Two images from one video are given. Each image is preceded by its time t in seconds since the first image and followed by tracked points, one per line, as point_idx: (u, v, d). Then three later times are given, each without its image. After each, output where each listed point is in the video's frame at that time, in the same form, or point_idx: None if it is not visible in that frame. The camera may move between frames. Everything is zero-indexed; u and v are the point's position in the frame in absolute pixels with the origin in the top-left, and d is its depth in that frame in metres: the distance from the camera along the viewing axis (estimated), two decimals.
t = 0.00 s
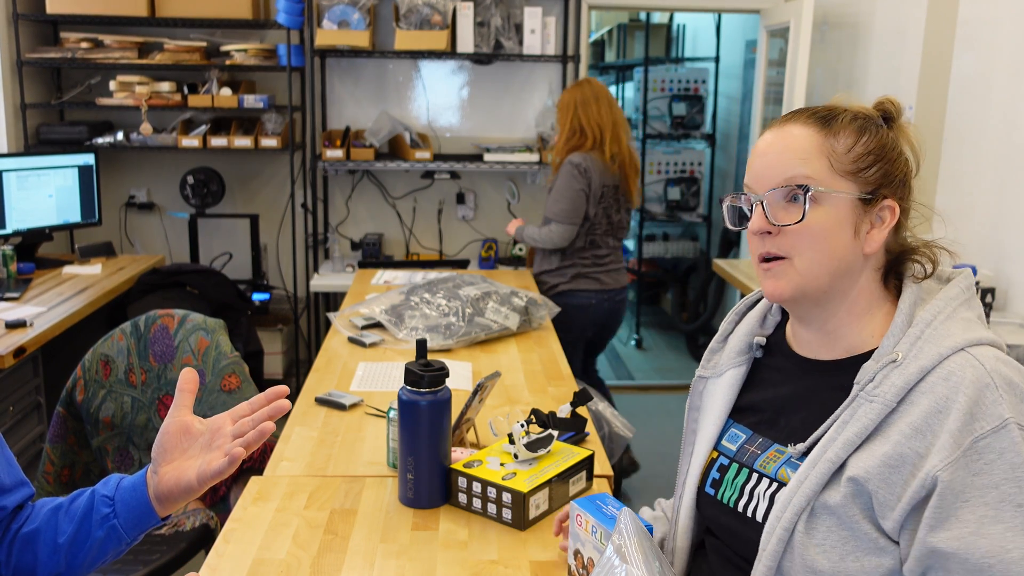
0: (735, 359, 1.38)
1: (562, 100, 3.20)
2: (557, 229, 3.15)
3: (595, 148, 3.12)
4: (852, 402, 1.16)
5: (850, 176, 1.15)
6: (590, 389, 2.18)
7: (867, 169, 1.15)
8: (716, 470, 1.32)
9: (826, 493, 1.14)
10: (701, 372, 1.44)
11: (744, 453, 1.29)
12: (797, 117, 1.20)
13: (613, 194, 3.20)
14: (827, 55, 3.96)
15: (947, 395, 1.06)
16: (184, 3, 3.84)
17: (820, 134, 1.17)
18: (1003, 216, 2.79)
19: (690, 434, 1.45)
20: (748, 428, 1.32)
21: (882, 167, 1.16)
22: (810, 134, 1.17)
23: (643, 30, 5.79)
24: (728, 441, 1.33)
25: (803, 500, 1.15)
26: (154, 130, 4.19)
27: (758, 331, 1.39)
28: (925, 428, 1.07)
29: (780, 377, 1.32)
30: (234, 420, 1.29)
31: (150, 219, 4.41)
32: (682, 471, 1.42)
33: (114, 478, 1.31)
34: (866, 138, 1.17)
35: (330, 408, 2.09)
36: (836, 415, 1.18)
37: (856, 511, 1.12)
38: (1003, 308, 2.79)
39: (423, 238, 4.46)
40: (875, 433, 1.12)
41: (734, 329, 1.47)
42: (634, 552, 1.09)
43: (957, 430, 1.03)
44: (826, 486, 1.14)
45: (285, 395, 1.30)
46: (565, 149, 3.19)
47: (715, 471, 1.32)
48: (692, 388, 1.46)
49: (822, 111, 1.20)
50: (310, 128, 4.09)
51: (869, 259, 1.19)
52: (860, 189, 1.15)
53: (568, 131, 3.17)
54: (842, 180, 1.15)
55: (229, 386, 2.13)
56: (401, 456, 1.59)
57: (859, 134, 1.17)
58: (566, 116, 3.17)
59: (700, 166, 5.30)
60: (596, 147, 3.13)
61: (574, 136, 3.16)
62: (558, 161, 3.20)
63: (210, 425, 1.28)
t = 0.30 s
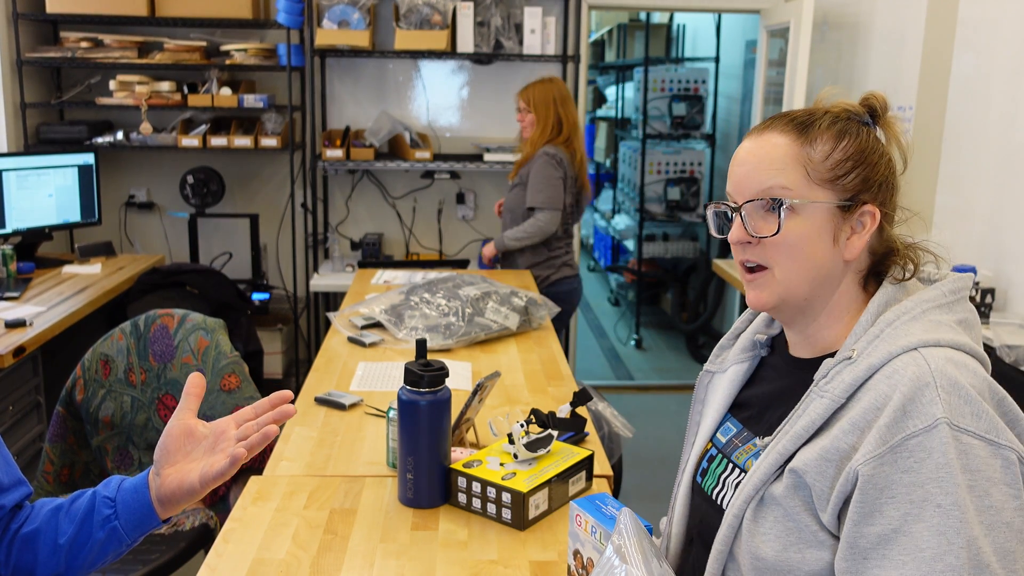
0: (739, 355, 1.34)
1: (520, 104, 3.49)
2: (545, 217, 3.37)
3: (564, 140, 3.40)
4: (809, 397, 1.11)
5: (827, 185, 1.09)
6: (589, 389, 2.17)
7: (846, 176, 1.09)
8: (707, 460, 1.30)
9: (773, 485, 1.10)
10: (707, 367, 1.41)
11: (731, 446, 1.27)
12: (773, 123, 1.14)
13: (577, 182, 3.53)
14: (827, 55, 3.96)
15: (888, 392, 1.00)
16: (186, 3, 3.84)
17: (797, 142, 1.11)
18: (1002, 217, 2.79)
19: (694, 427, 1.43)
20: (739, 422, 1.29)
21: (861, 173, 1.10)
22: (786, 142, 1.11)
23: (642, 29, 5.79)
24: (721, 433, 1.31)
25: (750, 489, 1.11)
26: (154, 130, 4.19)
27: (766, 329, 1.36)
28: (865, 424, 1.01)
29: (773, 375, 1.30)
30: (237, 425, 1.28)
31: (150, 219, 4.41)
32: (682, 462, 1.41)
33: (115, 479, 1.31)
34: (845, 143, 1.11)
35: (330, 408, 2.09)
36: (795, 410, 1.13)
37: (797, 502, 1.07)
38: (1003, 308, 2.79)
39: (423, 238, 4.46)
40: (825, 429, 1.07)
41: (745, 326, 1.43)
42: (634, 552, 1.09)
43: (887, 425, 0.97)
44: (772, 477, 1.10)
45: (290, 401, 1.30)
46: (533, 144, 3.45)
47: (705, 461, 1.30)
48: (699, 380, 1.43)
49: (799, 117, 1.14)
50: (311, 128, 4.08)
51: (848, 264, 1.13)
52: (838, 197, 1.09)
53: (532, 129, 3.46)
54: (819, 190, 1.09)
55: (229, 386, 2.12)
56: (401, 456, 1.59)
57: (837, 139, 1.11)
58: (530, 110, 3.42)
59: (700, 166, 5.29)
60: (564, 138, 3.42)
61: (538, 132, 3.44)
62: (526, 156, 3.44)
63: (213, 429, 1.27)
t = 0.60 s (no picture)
0: (755, 353, 1.34)
1: (483, 96, 3.67)
2: (539, 204, 3.59)
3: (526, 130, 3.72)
4: (809, 389, 1.11)
5: (815, 197, 1.06)
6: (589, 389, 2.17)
7: (834, 184, 1.06)
8: (714, 453, 1.30)
9: (767, 475, 1.10)
10: (723, 365, 1.41)
11: (736, 440, 1.26)
12: (752, 144, 1.12)
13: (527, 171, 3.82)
14: (827, 55, 3.96)
15: (883, 386, 0.99)
16: (186, 3, 3.84)
17: (778, 159, 1.08)
18: (1003, 217, 2.79)
19: (706, 423, 1.42)
20: (746, 417, 1.29)
21: (849, 177, 1.07)
22: (767, 162, 1.09)
23: (642, 30, 5.80)
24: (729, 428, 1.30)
25: (744, 478, 1.11)
26: (154, 130, 4.18)
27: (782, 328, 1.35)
28: (859, 417, 1.00)
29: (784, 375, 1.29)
30: (249, 433, 1.31)
31: (150, 219, 4.42)
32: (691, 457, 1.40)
33: (114, 481, 1.31)
34: (829, 147, 1.08)
35: (330, 408, 2.09)
36: (794, 403, 1.13)
37: (789, 493, 1.07)
38: (1004, 308, 2.79)
39: (423, 238, 4.46)
40: (820, 421, 1.07)
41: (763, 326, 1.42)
42: (634, 551, 1.09)
43: (881, 420, 0.95)
44: (767, 467, 1.10)
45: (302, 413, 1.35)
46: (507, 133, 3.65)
47: (711, 454, 1.31)
48: (714, 378, 1.43)
49: (778, 130, 1.11)
50: (311, 129, 4.08)
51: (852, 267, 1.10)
52: (829, 207, 1.07)
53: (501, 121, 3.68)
54: (807, 205, 1.07)
55: (229, 386, 2.12)
56: (402, 456, 1.59)
57: (819, 147, 1.08)
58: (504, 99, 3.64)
59: (700, 166, 5.27)
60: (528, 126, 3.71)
61: (508, 122, 3.69)
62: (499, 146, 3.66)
63: (224, 435, 1.30)
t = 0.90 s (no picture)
0: (765, 354, 1.33)
1: (446, 101, 3.66)
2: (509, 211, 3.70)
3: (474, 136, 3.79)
4: (840, 394, 1.09)
5: (781, 227, 1.07)
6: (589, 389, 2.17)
7: (795, 210, 1.07)
8: (724, 455, 1.30)
9: (798, 480, 1.09)
10: (730, 365, 1.41)
11: (750, 441, 1.26)
12: (714, 185, 1.14)
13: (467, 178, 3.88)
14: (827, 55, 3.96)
15: (923, 394, 0.99)
16: (186, 3, 3.84)
17: (736, 199, 1.10)
18: (1002, 217, 2.79)
19: (713, 423, 1.42)
20: (760, 420, 1.29)
21: (811, 198, 1.06)
22: (727, 203, 1.11)
23: (642, 30, 5.81)
24: (740, 430, 1.30)
25: (774, 483, 1.11)
26: (154, 130, 4.18)
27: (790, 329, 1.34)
28: (898, 424, 1.00)
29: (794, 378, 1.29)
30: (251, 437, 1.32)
31: (150, 219, 4.42)
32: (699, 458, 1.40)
33: (110, 479, 1.31)
34: (785, 172, 1.08)
35: (331, 408, 2.09)
36: (825, 407, 1.12)
37: (822, 498, 1.06)
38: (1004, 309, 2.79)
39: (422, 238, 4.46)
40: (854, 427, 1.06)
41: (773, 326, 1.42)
42: (634, 551, 1.09)
43: (922, 426, 0.95)
44: (797, 472, 1.09)
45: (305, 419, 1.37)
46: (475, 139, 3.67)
47: (722, 455, 1.30)
48: (722, 378, 1.43)
49: (734, 166, 1.13)
50: (310, 128, 4.08)
51: (850, 281, 1.08)
52: (799, 232, 1.07)
53: (464, 127, 3.70)
54: (776, 236, 1.08)
55: (229, 386, 2.12)
56: (401, 456, 1.59)
57: (775, 174, 1.08)
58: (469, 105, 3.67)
59: (700, 166, 5.28)
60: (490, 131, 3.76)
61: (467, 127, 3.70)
62: (466, 152, 3.70)
63: (227, 437, 1.30)
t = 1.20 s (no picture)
0: (775, 355, 1.34)
1: (402, 97, 3.60)
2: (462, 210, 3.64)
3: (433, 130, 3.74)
4: (850, 398, 1.09)
5: (791, 234, 1.07)
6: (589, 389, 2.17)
7: (804, 217, 1.07)
8: (733, 457, 1.30)
9: (803, 483, 1.09)
10: (740, 364, 1.41)
11: (760, 444, 1.26)
12: (723, 194, 1.14)
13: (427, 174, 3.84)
14: (827, 55, 3.96)
15: (929, 398, 0.98)
16: (186, 3, 3.84)
17: (745, 207, 1.10)
18: (1001, 217, 2.78)
19: (722, 424, 1.42)
20: (771, 422, 1.29)
21: (821, 204, 1.06)
22: (736, 212, 1.11)
23: (642, 30, 5.81)
24: (751, 431, 1.30)
25: (779, 486, 1.10)
26: (154, 130, 4.18)
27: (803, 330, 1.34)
28: (900, 426, 1.00)
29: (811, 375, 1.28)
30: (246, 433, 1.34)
31: (150, 219, 4.41)
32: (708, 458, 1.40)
33: (104, 474, 1.31)
34: (793, 178, 1.08)
35: (330, 408, 2.09)
36: (834, 409, 1.12)
37: (828, 502, 1.06)
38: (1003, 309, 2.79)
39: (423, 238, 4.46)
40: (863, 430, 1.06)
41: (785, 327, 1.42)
42: (634, 552, 1.09)
43: (921, 426, 0.96)
44: (803, 475, 1.09)
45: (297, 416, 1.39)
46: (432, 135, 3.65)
47: (732, 458, 1.30)
48: (732, 378, 1.43)
49: (743, 173, 1.13)
50: (310, 128, 4.08)
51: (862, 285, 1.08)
52: (809, 239, 1.07)
53: (421, 123, 3.66)
54: (786, 243, 1.08)
55: (229, 386, 2.12)
56: (401, 456, 1.59)
57: (783, 182, 1.08)
58: (424, 101, 3.62)
59: (700, 166, 5.28)
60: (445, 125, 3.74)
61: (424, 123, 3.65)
62: (425, 150, 3.67)
63: (223, 433, 1.31)
